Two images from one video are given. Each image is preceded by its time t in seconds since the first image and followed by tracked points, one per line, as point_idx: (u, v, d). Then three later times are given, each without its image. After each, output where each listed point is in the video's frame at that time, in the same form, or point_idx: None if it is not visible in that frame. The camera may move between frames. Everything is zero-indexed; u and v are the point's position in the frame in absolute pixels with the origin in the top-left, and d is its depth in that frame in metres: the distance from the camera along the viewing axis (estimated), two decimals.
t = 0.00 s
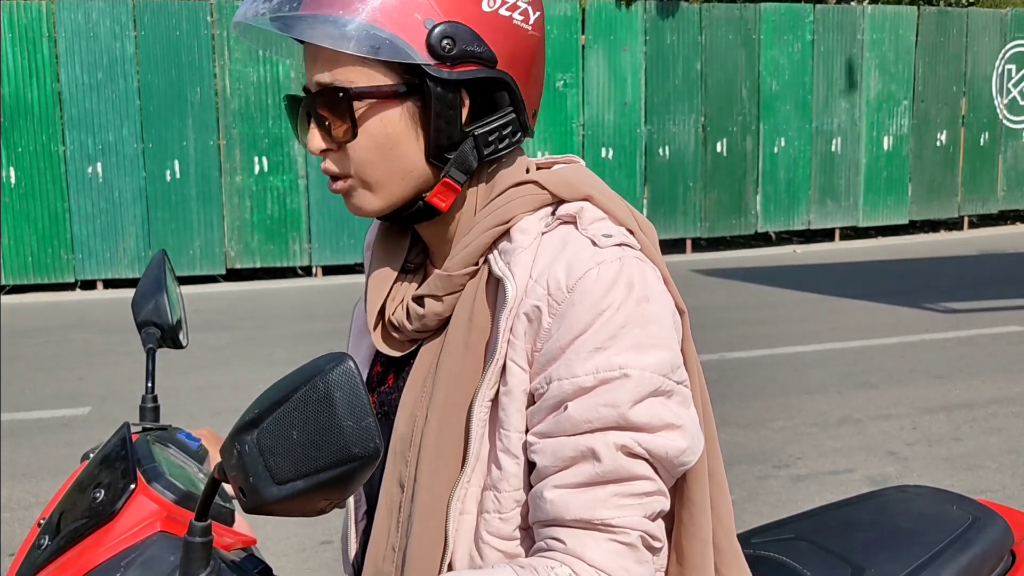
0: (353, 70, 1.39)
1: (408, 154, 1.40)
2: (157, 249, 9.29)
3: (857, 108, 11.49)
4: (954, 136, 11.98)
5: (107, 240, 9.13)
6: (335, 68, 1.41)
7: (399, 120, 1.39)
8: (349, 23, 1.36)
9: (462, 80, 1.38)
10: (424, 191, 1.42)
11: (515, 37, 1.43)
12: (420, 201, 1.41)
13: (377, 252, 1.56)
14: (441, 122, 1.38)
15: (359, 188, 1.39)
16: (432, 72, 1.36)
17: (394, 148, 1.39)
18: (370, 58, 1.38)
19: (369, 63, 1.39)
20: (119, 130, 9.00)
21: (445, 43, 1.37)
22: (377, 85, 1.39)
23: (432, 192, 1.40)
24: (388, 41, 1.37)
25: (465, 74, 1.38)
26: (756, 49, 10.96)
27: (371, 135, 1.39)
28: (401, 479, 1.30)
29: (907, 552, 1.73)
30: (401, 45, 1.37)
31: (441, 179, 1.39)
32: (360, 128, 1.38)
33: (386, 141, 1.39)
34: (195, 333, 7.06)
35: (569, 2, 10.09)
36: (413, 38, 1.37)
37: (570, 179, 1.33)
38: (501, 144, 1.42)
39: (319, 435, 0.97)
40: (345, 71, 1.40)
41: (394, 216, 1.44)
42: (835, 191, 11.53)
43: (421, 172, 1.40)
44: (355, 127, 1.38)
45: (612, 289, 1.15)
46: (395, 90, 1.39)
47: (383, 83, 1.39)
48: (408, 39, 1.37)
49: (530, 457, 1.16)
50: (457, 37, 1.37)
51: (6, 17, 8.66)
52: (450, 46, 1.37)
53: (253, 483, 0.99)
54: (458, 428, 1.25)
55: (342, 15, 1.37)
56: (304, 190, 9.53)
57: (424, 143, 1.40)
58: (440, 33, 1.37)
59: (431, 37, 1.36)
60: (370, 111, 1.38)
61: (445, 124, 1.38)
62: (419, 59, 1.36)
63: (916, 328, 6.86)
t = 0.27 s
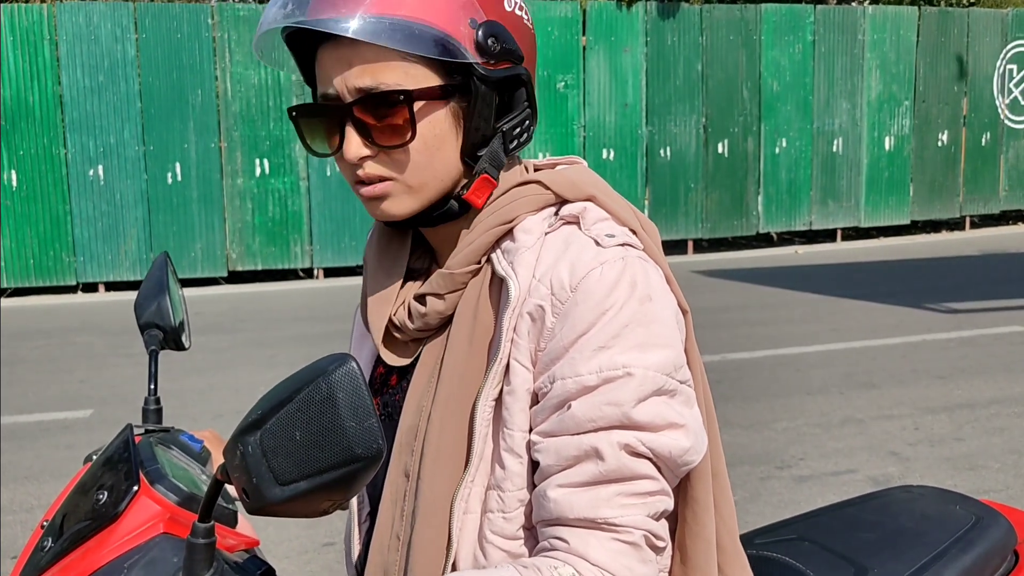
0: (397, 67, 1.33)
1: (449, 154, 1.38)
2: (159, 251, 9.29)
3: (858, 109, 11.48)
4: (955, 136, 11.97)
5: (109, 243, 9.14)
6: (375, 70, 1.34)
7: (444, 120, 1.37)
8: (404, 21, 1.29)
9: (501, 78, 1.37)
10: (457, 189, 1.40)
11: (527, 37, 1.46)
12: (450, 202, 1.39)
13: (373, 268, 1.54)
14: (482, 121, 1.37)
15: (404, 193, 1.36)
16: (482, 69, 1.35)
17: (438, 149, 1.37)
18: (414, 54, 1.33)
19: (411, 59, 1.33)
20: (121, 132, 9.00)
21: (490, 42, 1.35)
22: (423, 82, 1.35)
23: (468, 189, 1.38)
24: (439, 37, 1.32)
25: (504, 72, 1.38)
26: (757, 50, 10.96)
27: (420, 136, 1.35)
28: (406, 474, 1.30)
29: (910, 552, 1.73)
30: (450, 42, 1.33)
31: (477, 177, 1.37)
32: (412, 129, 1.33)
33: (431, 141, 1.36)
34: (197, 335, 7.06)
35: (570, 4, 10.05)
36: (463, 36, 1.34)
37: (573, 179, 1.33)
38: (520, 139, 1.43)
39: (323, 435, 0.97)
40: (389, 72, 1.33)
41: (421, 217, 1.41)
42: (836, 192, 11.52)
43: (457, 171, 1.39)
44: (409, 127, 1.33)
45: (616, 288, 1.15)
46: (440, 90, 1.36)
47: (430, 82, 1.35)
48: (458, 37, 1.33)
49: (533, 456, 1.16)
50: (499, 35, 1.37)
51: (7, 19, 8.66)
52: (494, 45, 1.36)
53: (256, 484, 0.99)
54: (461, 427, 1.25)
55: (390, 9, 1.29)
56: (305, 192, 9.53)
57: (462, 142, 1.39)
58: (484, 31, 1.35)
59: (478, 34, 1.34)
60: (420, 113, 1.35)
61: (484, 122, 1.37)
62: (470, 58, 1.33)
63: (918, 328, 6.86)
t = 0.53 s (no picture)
0: (405, 69, 1.33)
1: (458, 154, 1.39)
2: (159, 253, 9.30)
3: (859, 109, 11.49)
4: (955, 137, 11.97)
5: (110, 245, 9.14)
6: (383, 73, 1.33)
7: (452, 121, 1.37)
8: (417, 25, 1.29)
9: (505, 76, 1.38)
10: (464, 189, 1.40)
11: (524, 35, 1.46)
12: (456, 204, 1.39)
13: (376, 274, 1.53)
14: (488, 120, 1.37)
15: (414, 197, 1.35)
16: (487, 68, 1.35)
17: (448, 151, 1.37)
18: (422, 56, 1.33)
19: (418, 61, 1.33)
20: (121, 135, 9.01)
21: (494, 42, 1.36)
22: (431, 84, 1.35)
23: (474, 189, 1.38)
24: (447, 39, 1.32)
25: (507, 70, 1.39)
26: (758, 51, 10.96)
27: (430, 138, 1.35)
28: (407, 474, 1.30)
29: (909, 553, 1.73)
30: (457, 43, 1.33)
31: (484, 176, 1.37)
32: (423, 131, 1.33)
33: (441, 142, 1.36)
34: (198, 337, 7.07)
35: (570, 6, 10.04)
36: (469, 36, 1.34)
37: (574, 182, 1.34)
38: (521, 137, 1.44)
39: (320, 437, 0.97)
40: (397, 76, 1.33)
41: (427, 221, 1.40)
42: (837, 193, 11.51)
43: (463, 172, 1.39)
44: (420, 129, 1.33)
45: (616, 291, 1.15)
46: (447, 91, 1.36)
47: (437, 85, 1.35)
48: (464, 37, 1.33)
49: (533, 458, 1.16)
50: (502, 33, 1.37)
51: (7, 21, 8.67)
52: (498, 45, 1.37)
53: (253, 485, 0.99)
54: (463, 429, 1.25)
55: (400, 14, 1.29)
56: (305, 194, 9.54)
57: (468, 142, 1.39)
58: (487, 31, 1.36)
59: (482, 35, 1.35)
60: (430, 115, 1.34)
61: (488, 122, 1.37)
62: (476, 57, 1.34)
63: (918, 329, 6.85)
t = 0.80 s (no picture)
0: (394, 76, 1.33)
1: (448, 160, 1.39)
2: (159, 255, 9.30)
3: (858, 111, 11.49)
4: (955, 138, 11.98)
5: (109, 246, 9.15)
6: (372, 81, 1.33)
7: (441, 127, 1.38)
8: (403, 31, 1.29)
9: (495, 78, 1.39)
10: (456, 194, 1.41)
11: (512, 38, 1.47)
12: (449, 207, 1.40)
13: (369, 280, 1.54)
14: (479, 123, 1.38)
15: (405, 204, 1.37)
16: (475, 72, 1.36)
17: (437, 157, 1.38)
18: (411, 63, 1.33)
19: (407, 66, 1.33)
20: (121, 136, 9.01)
21: (482, 45, 1.37)
22: (419, 90, 1.35)
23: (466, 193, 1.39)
24: (436, 45, 1.32)
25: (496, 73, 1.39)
26: (757, 52, 10.96)
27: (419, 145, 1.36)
28: (399, 476, 1.31)
29: (902, 556, 1.73)
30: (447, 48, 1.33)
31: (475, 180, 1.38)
32: (412, 137, 1.34)
33: (430, 148, 1.37)
34: (197, 339, 7.07)
35: (570, 8, 10.03)
36: (456, 41, 1.34)
37: (568, 186, 1.34)
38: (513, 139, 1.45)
39: (307, 441, 0.97)
40: (385, 83, 1.33)
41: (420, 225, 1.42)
42: (837, 194, 11.51)
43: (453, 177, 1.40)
44: (409, 135, 1.33)
45: (609, 295, 1.16)
46: (437, 97, 1.36)
47: (425, 90, 1.36)
48: (452, 42, 1.34)
49: (525, 461, 1.17)
50: (490, 37, 1.38)
51: (7, 23, 8.67)
52: (486, 48, 1.37)
53: (241, 489, 0.99)
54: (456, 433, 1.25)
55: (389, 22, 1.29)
56: (305, 195, 9.54)
57: (459, 146, 1.40)
58: (475, 35, 1.36)
59: (470, 38, 1.35)
60: (419, 122, 1.35)
61: (478, 125, 1.38)
62: (465, 62, 1.34)
63: (917, 330, 6.86)
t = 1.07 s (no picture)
0: (389, 65, 1.32)
1: (445, 154, 1.38)
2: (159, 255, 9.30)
3: (858, 111, 11.49)
4: (955, 138, 12.00)
5: (109, 246, 9.15)
6: (367, 68, 1.32)
7: (438, 119, 1.36)
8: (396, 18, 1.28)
9: (493, 74, 1.38)
10: (453, 191, 1.40)
11: (513, 38, 1.46)
12: (445, 206, 1.39)
13: (369, 280, 1.53)
14: (475, 120, 1.37)
15: (400, 196, 1.35)
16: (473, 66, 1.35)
17: (433, 149, 1.37)
18: (407, 54, 1.32)
19: (403, 57, 1.33)
20: (121, 136, 9.01)
21: (480, 39, 1.36)
22: (416, 79, 1.34)
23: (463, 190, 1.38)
24: (433, 36, 1.31)
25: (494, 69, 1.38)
26: (757, 52, 10.96)
27: (414, 136, 1.35)
28: (401, 477, 1.30)
29: (906, 555, 1.72)
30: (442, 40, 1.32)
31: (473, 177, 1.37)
32: (406, 127, 1.33)
33: (426, 140, 1.36)
34: (197, 339, 7.07)
35: (570, 8, 10.02)
36: (453, 33, 1.33)
37: (569, 184, 1.33)
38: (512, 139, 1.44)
39: (311, 439, 0.97)
40: (380, 71, 1.32)
41: (418, 223, 1.40)
42: (837, 194, 11.51)
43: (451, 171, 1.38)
44: (403, 124, 1.32)
45: (613, 295, 1.15)
46: (433, 89, 1.35)
47: (422, 81, 1.34)
48: (449, 33, 1.33)
49: (528, 461, 1.16)
50: (488, 32, 1.37)
51: (7, 23, 8.66)
52: (483, 43, 1.36)
53: (244, 487, 0.99)
54: (458, 433, 1.24)
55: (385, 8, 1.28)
56: (305, 195, 9.54)
57: (455, 141, 1.38)
58: (474, 29, 1.35)
59: (468, 32, 1.34)
60: (414, 112, 1.34)
61: (475, 120, 1.37)
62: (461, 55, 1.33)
63: (918, 330, 6.85)
